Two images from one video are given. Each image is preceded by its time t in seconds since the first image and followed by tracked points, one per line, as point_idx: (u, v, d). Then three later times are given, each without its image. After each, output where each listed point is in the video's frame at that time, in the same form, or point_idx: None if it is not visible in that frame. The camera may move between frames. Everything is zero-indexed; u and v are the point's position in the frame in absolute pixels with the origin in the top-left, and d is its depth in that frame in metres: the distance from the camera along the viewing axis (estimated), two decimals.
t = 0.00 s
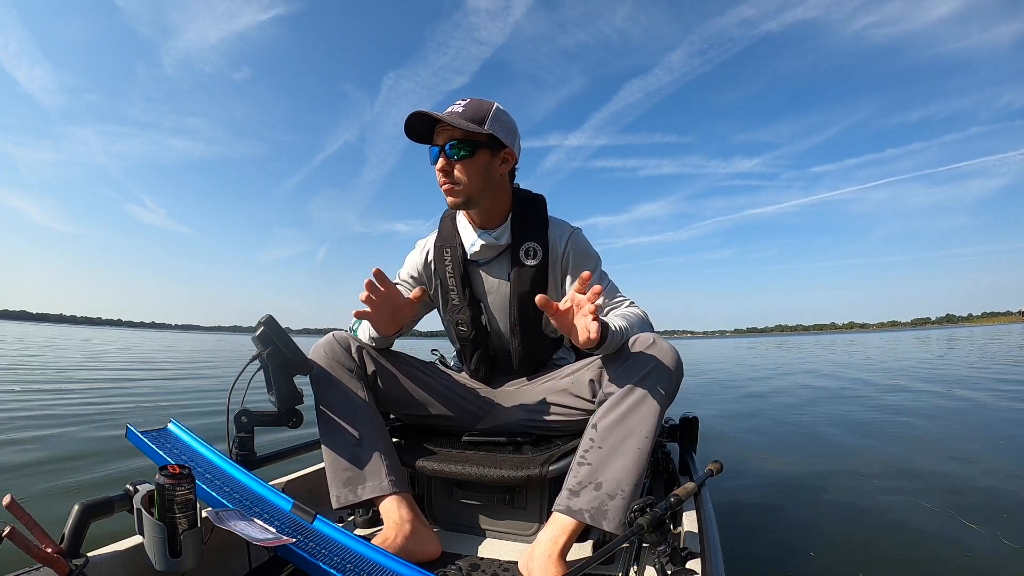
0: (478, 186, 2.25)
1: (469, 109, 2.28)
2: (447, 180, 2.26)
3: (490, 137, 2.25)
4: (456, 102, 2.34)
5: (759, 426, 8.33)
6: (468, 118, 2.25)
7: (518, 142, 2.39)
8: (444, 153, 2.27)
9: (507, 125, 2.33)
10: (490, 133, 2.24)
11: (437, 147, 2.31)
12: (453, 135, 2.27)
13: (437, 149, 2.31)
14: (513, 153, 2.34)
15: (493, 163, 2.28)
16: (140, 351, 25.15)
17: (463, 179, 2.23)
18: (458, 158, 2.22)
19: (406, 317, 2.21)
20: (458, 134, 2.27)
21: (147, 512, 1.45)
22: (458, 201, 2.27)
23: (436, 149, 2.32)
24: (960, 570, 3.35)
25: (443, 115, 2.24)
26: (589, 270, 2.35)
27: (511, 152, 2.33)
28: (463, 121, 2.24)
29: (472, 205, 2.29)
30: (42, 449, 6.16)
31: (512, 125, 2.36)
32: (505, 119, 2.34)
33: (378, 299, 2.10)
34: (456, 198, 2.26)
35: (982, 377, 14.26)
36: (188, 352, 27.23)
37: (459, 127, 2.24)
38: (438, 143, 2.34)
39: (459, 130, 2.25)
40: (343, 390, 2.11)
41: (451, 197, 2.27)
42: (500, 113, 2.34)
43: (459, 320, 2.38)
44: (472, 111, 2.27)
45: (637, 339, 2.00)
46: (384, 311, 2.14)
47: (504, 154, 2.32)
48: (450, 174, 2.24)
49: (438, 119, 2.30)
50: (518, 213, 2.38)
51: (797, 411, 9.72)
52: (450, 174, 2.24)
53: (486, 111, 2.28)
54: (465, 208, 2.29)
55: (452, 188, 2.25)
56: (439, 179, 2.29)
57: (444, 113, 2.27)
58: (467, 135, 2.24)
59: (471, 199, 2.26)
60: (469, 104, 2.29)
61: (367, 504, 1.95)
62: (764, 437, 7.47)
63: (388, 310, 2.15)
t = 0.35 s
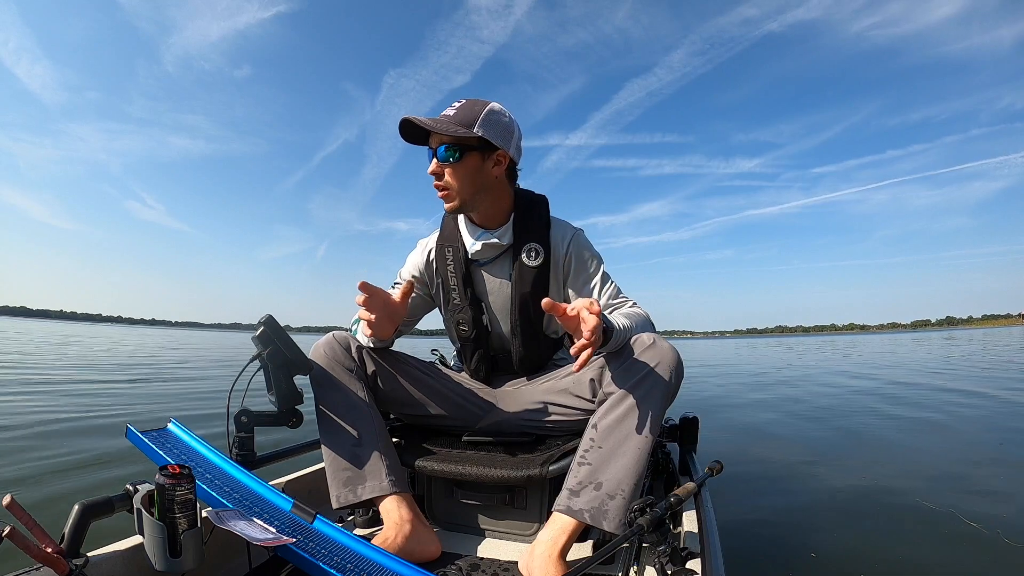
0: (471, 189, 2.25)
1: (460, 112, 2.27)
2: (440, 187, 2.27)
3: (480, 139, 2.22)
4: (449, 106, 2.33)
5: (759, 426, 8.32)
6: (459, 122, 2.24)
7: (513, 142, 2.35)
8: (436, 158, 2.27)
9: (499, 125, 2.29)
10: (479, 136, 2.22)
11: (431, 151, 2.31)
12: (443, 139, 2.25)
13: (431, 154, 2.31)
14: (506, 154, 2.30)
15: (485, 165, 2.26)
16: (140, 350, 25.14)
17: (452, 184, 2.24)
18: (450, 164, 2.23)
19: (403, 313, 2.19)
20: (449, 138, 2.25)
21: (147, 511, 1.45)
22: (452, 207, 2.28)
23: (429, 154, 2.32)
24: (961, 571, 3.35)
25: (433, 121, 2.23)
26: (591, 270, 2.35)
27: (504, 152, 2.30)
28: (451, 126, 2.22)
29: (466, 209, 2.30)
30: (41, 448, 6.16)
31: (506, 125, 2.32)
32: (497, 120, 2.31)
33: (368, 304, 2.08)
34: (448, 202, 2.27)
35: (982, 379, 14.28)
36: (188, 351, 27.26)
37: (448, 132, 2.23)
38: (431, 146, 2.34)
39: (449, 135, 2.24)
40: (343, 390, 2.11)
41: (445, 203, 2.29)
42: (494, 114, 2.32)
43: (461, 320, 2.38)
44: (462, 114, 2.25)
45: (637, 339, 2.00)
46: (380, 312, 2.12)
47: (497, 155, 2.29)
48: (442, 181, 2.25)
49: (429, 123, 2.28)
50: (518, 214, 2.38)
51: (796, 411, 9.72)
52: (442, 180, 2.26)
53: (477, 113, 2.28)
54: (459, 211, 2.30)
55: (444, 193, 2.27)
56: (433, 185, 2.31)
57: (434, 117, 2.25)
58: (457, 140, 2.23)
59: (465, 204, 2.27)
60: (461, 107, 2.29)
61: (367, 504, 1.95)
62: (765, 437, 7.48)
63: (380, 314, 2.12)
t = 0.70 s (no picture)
0: (474, 186, 2.25)
1: (462, 110, 2.27)
2: (442, 183, 2.26)
3: (483, 137, 2.24)
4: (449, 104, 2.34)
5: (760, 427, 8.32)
6: (461, 118, 2.24)
7: (512, 142, 2.37)
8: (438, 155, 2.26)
9: (501, 125, 2.32)
10: (483, 133, 2.23)
11: (432, 149, 2.31)
12: (447, 137, 2.26)
13: (432, 151, 2.30)
14: (507, 152, 2.32)
15: (488, 163, 2.28)
16: (140, 351, 25.13)
17: (456, 181, 2.24)
18: (453, 160, 2.23)
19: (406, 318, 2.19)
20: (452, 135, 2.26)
21: (147, 511, 1.45)
22: (454, 203, 2.28)
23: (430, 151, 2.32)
24: (961, 571, 3.35)
25: (436, 117, 2.23)
26: (587, 270, 2.35)
27: (504, 151, 2.31)
28: (456, 123, 2.23)
29: (469, 207, 2.30)
30: (41, 449, 6.16)
31: (506, 124, 2.34)
32: (497, 119, 2.32)
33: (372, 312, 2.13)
34: (452, 200, 2.26)
35: (982, 379, 14.27)
36: (188, 352, 27.24)
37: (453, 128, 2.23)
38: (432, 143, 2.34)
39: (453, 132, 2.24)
40: (343, 390, 2.11)
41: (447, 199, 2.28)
42: (494, 113, 2.33)
43: (458, 321, 2.38)
44: (465, 112, 2.26)
45: (636, 339, 2.00)
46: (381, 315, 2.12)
47: (498, 154, 2.31)
48: (444, 177, 2.25)
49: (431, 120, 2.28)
50: (515, 214, 2.38)
51: (797, 412, 9.72)
52: (444, 177, 2.25)
53: (478, 111, 2.27)
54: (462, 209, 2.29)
55: (447, 191, 2.26)
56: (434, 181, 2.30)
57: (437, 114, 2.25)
58: (461, 137, 2.24)
59: (467, 201, 2.27)
60: (461, 104, 2.29)
61: (367, 504, 1.95)
62: (765, 438, 7.47)
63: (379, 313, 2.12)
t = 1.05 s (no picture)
0: (479, 186, 2.26)
1: (463, 110, 2.26)
2: (447, 184, 2.26)
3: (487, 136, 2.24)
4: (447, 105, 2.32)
5: (760, 427, 8.31)
6: (464, 120, 2.24)
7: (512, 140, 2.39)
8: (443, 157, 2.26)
9: (501, 123, 2.33)
10: (487, 133, 2.24)
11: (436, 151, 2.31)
12: (451, 137, 2.26)
13: (436, 153, 2.30)
14: (509, 150, 2.35)
15: (491, 162, 2.29)
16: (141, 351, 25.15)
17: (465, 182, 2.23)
18: (458, 161, 2.24)
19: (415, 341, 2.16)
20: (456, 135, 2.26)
21: (147, 511, 1.45)
22: (460, 203, 2.28)
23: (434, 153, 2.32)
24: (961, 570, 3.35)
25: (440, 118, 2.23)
26: (588, 271, 2.36)
27: (507, 149, 2.34)
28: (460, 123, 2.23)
29: (477, 207, 2.30)
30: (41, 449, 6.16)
31: (505, 123, 2.36)
32: (497, 118, 2.34)
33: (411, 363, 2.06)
34: (461, 201, 2.26)
35: (983, 378, 14.25)
36: (187, 352, 27.23)
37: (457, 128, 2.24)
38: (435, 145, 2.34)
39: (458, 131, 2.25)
40: (343, 390, 2.10)
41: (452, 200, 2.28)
42: (492, 112, 2.34)
43: (459, 323, 2.38)
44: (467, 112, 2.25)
45: (637, 340, 1.99)
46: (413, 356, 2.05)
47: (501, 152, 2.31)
48: (450, 178, 2.25)
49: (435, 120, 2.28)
50: (516, 214, 2.37)
51: (796, 411, 9.72)
52: (449, 178, 2.25)
53: (478, 111, 2.28)
54: (470, 210, 2.29)
55: (456, 192, 2.25)
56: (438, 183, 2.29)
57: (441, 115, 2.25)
58: (465, 137, 2.25)
59: (473, 201, 2.27)
60: (461, 106, 2.28)
61: (367, 504, 1.95)
62: (765, 438, 7.47)
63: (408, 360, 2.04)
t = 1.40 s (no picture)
0: (499, 187, 2.30)
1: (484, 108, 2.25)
2: (472, 181, 2.23)
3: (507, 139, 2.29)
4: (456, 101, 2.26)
5: (760, 427, 8.31)
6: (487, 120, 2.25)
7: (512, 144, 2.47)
8: (468, 153, 2.23)
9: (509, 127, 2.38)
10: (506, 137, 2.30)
11: (456, 147, 2.25)
12: (477, 135, 2.24)
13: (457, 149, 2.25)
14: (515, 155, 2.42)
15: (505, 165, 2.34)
16: (140, 352, 25.14)
17: (489, 182, 2.25)
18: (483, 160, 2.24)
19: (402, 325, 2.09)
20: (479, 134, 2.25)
21: (147, 511, 1.45)
22: (479, 202, 2.28)
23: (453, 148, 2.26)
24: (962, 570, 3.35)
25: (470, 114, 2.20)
26: (587, 270, 2.36)
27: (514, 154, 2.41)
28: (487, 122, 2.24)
29: (492, 208, 2.33)
30: (41, 449, 6.16)
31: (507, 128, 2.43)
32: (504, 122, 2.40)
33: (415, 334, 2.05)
34: (483, 200, 2.27)
35: (982, 378, 14.26)
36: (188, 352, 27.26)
37: (484, 127, 2.24)
38: (452, 140, 2.28)
39: (483, 130, 2.25)
40: (343, 390, 2.10)
41: (474, 198, 2.26)
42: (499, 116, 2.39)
43: (459, 323, 2.38)
44: (490, 109, 2.25)
45: (636, 340, 1.99)
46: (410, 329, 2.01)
47: (511, 156, 2.38)
48: (477, 175, 2.23)
49: (458, 116, 2.23)
50: (516, 215, 2.37)
51: (796, 411, 9.72)
52: (475, 175, 2.23)
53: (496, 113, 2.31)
54: (487, 209, 2.31)
55: (479, 191, 2.24)
56: (459, 179, 2.24)
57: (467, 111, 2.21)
58: (489, 137, 2.26)
59: (493, 201, 2.29)
60: (481, 105, 2.27)
61: (367, 504, 1.95)
62: (765, 438, 7.47)
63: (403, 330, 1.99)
